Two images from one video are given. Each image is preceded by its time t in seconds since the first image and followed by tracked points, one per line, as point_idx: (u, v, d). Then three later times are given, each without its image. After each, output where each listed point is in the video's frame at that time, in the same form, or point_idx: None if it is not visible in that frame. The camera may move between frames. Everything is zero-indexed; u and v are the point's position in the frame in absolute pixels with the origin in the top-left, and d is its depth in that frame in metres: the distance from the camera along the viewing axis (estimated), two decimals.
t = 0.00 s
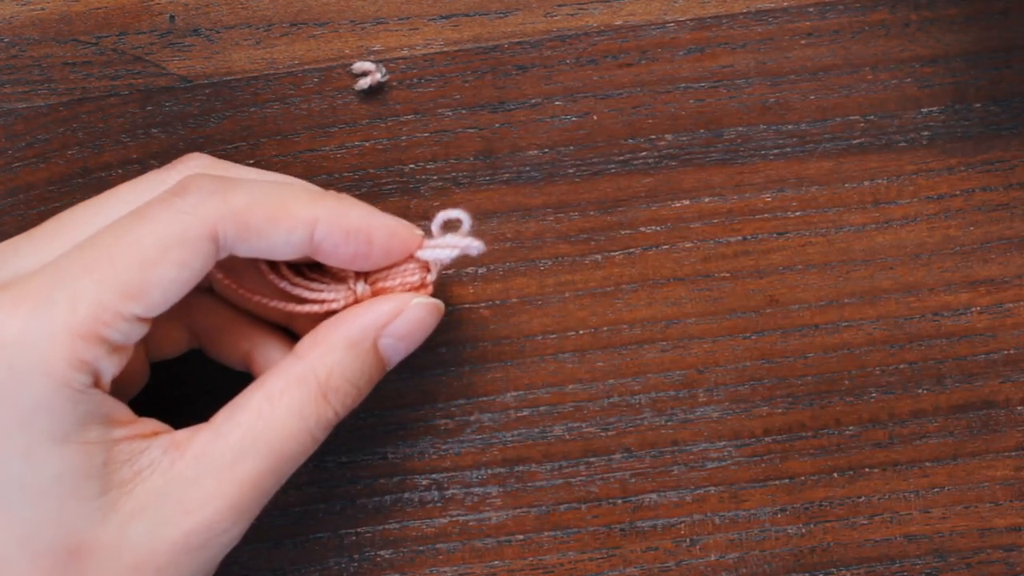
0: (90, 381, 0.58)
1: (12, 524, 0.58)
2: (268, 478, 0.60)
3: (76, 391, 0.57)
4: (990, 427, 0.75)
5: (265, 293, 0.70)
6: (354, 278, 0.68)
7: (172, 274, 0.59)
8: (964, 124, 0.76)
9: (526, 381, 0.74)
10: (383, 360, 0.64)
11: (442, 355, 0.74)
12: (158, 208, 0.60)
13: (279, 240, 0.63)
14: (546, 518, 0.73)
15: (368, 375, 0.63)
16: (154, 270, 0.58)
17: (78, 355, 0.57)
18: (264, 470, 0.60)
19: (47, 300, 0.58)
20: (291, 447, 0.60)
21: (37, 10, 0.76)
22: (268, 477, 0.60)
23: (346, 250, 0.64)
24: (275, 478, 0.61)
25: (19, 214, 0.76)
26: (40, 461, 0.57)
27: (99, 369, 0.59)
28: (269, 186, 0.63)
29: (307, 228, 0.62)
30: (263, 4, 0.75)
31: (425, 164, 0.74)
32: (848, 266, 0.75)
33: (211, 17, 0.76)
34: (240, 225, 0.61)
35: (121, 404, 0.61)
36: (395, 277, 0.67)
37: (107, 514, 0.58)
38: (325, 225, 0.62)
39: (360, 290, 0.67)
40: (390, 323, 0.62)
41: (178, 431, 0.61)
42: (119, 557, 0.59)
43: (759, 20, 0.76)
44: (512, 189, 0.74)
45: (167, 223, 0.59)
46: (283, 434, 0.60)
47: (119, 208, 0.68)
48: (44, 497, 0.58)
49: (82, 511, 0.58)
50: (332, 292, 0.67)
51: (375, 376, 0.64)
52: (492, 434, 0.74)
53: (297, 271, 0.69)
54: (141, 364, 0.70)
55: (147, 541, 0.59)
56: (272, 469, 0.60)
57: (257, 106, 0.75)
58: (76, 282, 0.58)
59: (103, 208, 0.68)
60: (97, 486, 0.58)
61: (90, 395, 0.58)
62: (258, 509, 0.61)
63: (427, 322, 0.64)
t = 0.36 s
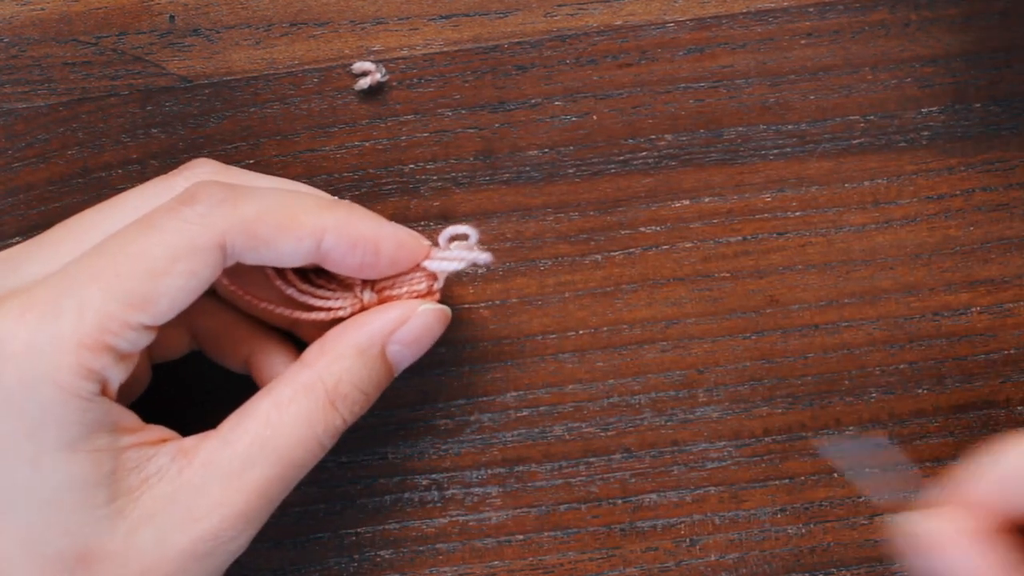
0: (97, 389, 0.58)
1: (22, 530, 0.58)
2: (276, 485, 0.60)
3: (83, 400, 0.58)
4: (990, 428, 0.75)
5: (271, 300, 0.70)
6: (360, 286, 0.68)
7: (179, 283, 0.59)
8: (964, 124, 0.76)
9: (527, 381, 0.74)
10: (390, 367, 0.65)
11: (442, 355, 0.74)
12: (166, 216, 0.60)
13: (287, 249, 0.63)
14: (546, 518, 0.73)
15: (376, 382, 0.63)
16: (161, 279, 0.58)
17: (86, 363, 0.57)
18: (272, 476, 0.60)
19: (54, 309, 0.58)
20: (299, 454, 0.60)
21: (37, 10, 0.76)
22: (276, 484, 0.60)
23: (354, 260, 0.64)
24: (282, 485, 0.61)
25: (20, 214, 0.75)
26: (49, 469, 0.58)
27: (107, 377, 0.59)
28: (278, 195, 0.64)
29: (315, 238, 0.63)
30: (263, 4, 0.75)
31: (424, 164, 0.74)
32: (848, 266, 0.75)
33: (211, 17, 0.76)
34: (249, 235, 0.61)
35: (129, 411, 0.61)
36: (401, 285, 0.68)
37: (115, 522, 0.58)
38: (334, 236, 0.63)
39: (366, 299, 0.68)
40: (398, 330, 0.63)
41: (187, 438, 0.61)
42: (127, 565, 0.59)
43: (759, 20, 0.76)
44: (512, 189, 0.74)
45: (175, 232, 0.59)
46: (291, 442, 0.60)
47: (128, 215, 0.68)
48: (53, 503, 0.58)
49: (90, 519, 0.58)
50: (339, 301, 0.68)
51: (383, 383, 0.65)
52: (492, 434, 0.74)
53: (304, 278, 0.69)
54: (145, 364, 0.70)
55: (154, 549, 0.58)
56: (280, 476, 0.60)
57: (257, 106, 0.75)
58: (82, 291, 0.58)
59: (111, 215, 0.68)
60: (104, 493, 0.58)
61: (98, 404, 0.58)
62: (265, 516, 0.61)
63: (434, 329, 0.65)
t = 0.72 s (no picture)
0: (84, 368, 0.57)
1: (11, 513, 0.57)
2: (268, 465, 0.58)
3: (70, 379, 0.56)
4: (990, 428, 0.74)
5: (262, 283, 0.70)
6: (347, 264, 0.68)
7: (163, 259, 0.59)
8: (964, 124, 0.76)
9: (527, 381, 0.74)
10: (381, 345, 0.64)
11: (442, 355, 0.74)
12: (147, 195, 0.60)
13: (268, 224, 0.62)
14: (546, 518, 0.73)
15: (367, 359, 0.62)
16: (145, 255, 0.58)
17: (72, 342, 0.56)
18: (263, 454, 0.58)
19: (39, 288, 0.57)
20: (291, 433, 0.59)
21: (37, 10, 0.76)
22: (269, 463, 0.58)
23: (337, 235, 0.64)
24: (276, 464, 0.59)
25: (19, 214, 0.75)
26: (37, 450, 0.56)
27: (93, 356, 0.58)
28: (256, 172, 0.63)
29: (296, 212, 0.62)
30: (263, 4, 0.75)
31: (425, 164, 0.74)
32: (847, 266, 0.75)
33: (211, 17, 0.76)
34: (230, 210, 0.61)
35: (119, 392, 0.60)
36: (387, 261, 0.67)
37: (104, 503, 0.57)
38: (316, 210, 0.63)
39: (353, 275, 0.67)
40: (385, 304, 0.62)
41: (177, 421, 0.60)
42: (116, 549, 0.57)
43: (758, 20, 0.76)
44: (512, 189, 0.74)
45: (156, 210, 0.59)
46: (282, 420, 0.58)
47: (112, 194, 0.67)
48: (39, 484, 0.56)
49: (78, 500, 0.57)
50: (326, 279, 0.67)
51: (374, 361, 0.64)
52: (492, 434, 0.74)
53: (290, 260, 0.69)
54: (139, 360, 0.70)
55: (144, 532, 0.56)
56: (272, 454, 0.58)
57: (257, 106, 0.75)
58: (66, 270, 0.57)
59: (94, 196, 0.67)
60: (94, 473, 0.57)
61: (85, 383, 0.57)
62: (257, 497, 0.59)
63: (421, 303, 0.64)
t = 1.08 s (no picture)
0: (80, 366, 0.57)
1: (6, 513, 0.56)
2: (265, 463, 0.58)
3: (66, 378, 0.56)
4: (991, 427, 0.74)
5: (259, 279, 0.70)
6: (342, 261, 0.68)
7: (159, 255, 0.59)
8: (964, 124, 0.76)
9: (527, 381, 0.74)
10: (376, 342, 0.64)
11: (442, 355, 0.74)
12: (144, 190, 0.60)
13: (263, 220, 0.62)
14: (546, 518, 0.73)
15: (363, 356, 0.62)
16: (140, 251, 0.58)
17: (67, 339, 0.57)
18: (259, 453, 0.57)
19: (34, 284, 0.57)
20: (287, 432, 0.58)
21: (37, 10, 0.76)
22: (266, 461, 0.58)
23: (332, 232, 0.64)
24: (273, 463, 0.59)
25: (18, 214, 0.75)
26: (32, 449, 0.56)
27: (89, 354, 0.58)
28: (250, 167, 0.63)
29: (291, 208, 0.62)
30: (263, 4, 0.75)
31: (425, 164, 0.74)
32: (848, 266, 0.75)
33: (211, 17, 0.76)
34: (224, 205, 0.61)
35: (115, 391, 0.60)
36: (383, 259, 0.67)
37: (99, 503, 0.56)
38: (310, 206, 0.63)
39: (348, 273, 0.67)
40: (381, 301, 0.62)
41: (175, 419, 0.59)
42: (111, 548, 0.56)
43: (758, 20, 0.76)
44: (512, 188, 0.74)
45: (151, 206, 0.59)
46: (280, 420, 0.58)
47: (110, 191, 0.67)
48: (34, 483, 0.56)
49: (74, 499, 0.56)
50: (321, 277, 0.67)
51: (369, 359, 0.64)
52: (493, 434, 0.74)
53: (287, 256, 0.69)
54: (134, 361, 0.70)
55: (140, 531, 0.56)
56: (268, 453, 0.58)
57: (257, 106, 0.75)
58: (60, 267, 0.57)
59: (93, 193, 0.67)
60: (89, 472, 0.56)
61: (81, 381, 0.57)
62: (255, 496, 0.59)
63: (417, 301, 0.64)
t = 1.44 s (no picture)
0: (45, 359, 0.57)
1: None
2: (245, 462, 0.57)
3: (32, 370, 0.56)
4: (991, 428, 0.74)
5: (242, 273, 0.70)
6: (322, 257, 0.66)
7: (122, 247, 0.59)
8: (964, 124, 0.76)
9: (526, 381, 0.74)
10: (359, 338, 0.62)
11: (442, 355, 0.74)
12: (110, 183, 0.60)
13: (228, 216, 0.62)
14: (546, 518, 0.73)
15: (344, 354, 0.61)
16: (103, 244, 0.58)
17: (30, 332, 0.57)
18: (239, 452, 0.56)
19: None
20: (267, 430, 0.57)
21: (37, 10, 0.76)
22: (245, 460, 0.57)
23: (302, 230, 0.63)
24: (252, 462, 0.57)
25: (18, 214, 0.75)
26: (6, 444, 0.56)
27: (54, 347, 0.58)
28: (220, 164, 0.63)
29: (257, 204, 0.62)
30: (263, 4, 0.75)
31: (425, 164, 0.74)
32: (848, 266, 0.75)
33: (211, 17, 0.76)
34: (188, 198, 0.61)
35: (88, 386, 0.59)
36: (362, 256, 0.65)
37: (75, 498, 0.56)
38: (277, 204, 0.62)
39: (328, 270, 0.66)
40: (360, 297, 0.61)
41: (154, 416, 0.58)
42: (89, 544, 0.56)
43: (758, 21, 0.76)
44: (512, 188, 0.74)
45: (116, 198, 0.59)
46: (260, 419, 0.57)
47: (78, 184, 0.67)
48: (10, 478, 0.56)
49: (49, 494, 0.56)
50: (302, 275, 0.66)
51: (353, 356, 0.62)
52: (492, 434, 0.74)
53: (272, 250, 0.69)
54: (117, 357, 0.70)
55: (117, 528, 0.55)
56: (248, 452, 0.57)
57: (257, 106, 0.75)
58: (25, 262, 0.58)
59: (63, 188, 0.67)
60: (62, 467, 0.56)
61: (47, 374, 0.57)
62: (236, 495, 0.58)
63: (400, 296, 0.63)
